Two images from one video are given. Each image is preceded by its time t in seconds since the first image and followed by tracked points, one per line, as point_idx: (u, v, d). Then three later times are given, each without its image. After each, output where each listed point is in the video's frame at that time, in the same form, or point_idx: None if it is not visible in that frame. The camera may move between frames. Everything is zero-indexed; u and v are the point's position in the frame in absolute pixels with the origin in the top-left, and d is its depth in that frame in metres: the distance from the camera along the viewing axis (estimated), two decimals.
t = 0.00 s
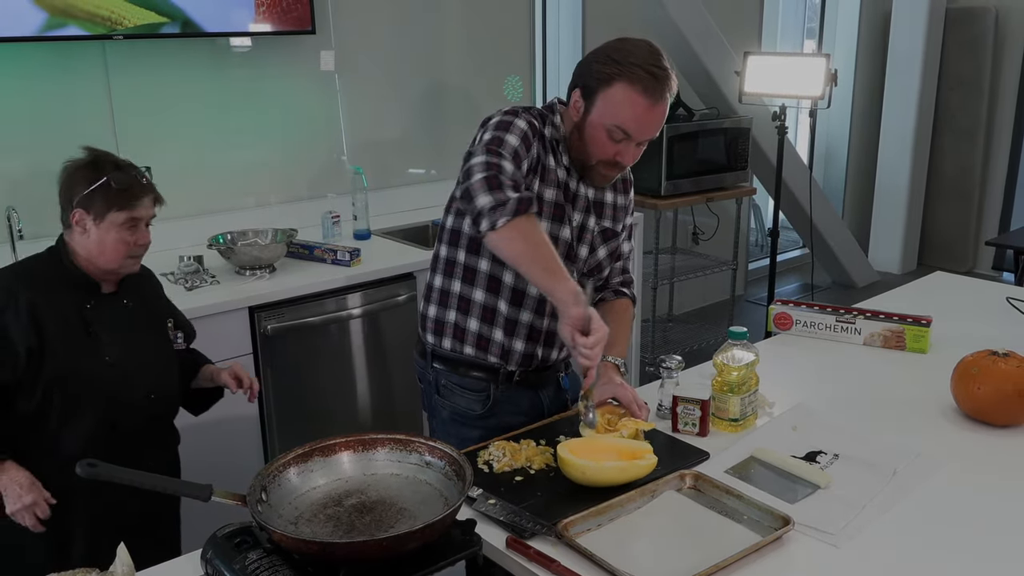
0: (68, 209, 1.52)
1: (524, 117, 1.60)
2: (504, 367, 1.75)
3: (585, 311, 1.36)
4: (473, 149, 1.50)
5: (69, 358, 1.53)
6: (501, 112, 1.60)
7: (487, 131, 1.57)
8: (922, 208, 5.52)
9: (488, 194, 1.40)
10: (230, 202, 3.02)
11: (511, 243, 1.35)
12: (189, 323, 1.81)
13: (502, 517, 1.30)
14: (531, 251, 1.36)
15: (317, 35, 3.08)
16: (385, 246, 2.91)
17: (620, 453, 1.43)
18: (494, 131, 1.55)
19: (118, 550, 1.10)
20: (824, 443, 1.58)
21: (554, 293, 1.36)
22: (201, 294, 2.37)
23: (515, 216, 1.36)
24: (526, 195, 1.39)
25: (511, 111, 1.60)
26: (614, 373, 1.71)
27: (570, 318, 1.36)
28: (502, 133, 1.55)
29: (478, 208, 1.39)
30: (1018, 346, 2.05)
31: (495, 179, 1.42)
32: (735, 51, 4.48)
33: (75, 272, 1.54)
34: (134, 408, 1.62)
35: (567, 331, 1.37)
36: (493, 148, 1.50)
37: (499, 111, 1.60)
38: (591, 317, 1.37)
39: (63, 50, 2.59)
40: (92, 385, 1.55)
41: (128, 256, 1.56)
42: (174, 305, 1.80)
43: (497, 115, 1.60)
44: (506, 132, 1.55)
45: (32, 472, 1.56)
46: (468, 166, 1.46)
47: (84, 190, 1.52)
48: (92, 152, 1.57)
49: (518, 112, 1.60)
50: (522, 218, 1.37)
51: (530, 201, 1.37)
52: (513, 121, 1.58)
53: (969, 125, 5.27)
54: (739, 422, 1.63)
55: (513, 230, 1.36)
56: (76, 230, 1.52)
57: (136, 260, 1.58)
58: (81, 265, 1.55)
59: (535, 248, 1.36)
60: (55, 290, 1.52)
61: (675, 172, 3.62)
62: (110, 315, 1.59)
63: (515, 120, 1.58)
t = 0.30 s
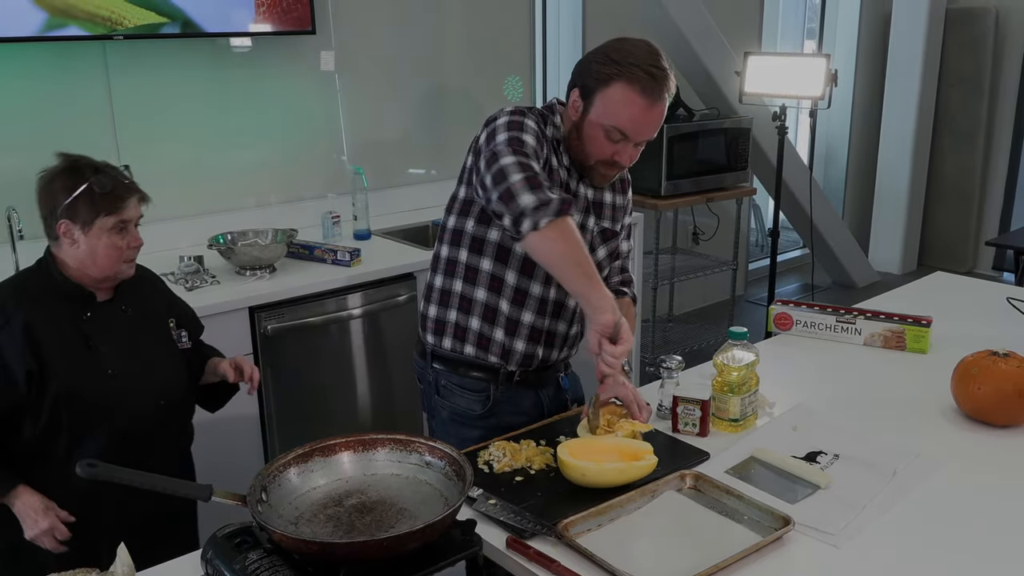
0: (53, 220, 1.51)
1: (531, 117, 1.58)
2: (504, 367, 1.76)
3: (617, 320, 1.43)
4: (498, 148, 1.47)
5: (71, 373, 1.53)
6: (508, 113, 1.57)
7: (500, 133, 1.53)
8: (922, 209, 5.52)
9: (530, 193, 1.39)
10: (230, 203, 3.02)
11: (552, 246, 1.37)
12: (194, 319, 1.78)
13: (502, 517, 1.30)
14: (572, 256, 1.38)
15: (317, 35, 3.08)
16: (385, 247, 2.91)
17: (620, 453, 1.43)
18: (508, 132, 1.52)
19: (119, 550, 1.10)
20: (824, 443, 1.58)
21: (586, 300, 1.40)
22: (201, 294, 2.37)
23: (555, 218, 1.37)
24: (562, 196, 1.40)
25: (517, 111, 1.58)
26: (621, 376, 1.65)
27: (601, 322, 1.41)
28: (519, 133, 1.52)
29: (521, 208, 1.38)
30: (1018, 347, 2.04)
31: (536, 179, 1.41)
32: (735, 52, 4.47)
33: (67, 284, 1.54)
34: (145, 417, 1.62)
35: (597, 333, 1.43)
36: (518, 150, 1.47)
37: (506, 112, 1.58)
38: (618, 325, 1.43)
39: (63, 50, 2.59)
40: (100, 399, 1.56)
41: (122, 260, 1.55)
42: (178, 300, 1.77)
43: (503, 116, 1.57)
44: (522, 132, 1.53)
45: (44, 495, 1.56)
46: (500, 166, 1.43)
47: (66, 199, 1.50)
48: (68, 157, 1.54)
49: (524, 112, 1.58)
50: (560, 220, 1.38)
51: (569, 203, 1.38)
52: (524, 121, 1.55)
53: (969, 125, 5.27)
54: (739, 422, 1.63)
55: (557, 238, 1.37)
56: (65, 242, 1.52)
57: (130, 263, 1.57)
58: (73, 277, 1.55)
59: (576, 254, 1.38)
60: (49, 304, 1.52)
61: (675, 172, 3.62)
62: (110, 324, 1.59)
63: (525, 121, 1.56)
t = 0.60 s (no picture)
0: (25, 233, 1.50)
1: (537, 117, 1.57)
2: (507, 367, 1.76)
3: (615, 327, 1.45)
4: (507, 147, 1.47)
5: (74, 388, 1.51)
6: (514, 114, 1.55)
7: (507, 134, 1.51)
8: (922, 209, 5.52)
9: (539, 193, 1.39)
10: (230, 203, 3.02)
11: (555, 248, 1.38)
12: (193, 316, 1.80)
13: (502, 517, 1.30)
14: (573, 260, 1.39)
15: (317, 35, 3.08)
16: (385, 247, 2.91)
17: (620, 453, 1.43)
18: (515, 132, 1.50)
19: (119, 550, 1.10)
20: (824, 444, 1.58)
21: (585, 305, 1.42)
22: (201, 294, 2.37)
23: (563, 220, 1.39)
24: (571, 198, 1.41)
25: (523, 111, 1.56)
26: (624, 376, 1.63)
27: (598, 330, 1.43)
28: (528, 134, 1.51)
29: (530, 207, 1.38)
30: (1018, 347, 2.04)
31: (545, 179, 1.41)
32: (735, 52, 4.48)
33: (56, 297, 1.52)
34: (151, 426, 1.62)
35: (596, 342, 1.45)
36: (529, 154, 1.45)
37: (512, 112, 1.56)
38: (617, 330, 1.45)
39: (63, 50, 2.59)
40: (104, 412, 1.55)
41: (106, 264, 1.55)
42: (177, 296, 1.78)
43: (509, 117, 1.55)
44: (530, 132, 1.51)
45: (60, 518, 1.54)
46: (509, 165, 1.43)
47: (36, 209, 1.49)
48: (30, 163, 1.51)
49: (530, 113, 1.57)
50: (567, 222, 1.40)
51: (577, 206, 1.40)
52: (530, 122, 1.53)
53: (969, 125, 5.27)
54: (739, 422, 1.63)
55: (562, 239, 1.39)
56: (43, 254, 1.51)
57: (115, 265, 1.57)
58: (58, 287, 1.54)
59: (578, 258, 1.40)
60: (42, 319, 1.50)
61: (675, 172, 3.62)
62: (106, 333, 1.58)
63: (531, 121, 1.54)
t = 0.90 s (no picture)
0: (26, 248, 1.39)
1: (529, 122, 1.59)
2: (510, 368, 1.76)
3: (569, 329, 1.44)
4: (481, 160, 1.49)
5: (88, 412, 1.46)
6: (506, 117, 1.58)
7: (492, 139, 1.54)
8: (922, 209, 5.51)
9: (492, 219, 1.42)
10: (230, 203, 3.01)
11: (508, 270, 1.40)
12: (200, 320, 1.72)
13: (502, 516, 1.30)
14: (527, 281, 1.41)
15: (317, 35, 3.08)
16: (385, 246, 2.91)
17: (620, 453, 1.43)
18: (499, 140, 1.53)
19: (119, 550, 1.10)
20: (824, 443, 1.58)
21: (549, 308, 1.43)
22: (200, 294, 2.37)
23: (513, 245, 1.41)
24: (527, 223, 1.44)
25: (515, 115, 1.58)
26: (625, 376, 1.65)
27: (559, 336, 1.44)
28: (511, 142, 1.53)
29: (480, 233, 1.42)
30: (1018, 347, 2.04)
31: (501, 204, 1.44)
32: (735, 52, 4.48)
33: (62, 314, 1.44)
34: (165, 441, 1.57)
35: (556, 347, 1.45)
36: (499, 160, 1.49)
37: (504, 115, 1.59)
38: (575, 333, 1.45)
39: (63, 50, 2.59)
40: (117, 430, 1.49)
41: (112, 278, 1.45)
42: (184, 303, 1.71)
43: (501, 121, 1.59)
44: (513, 141, 1.53)
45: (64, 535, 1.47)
46: (474, 182, 1.46)
47: (37, 223, 1.38)
48: (29, 174, 1.38)
49: (523, 117, 1.59)
50: (522, 247, 1.42)
51: (530, 232, 1.42)
52: (519, 128, 1.56)
53: (969, 125, 5.26)
54: (739, 422, 1.63)
55: (512, 258, 1.41)
56: (45, 269, 1.41)
57: (120, 277, 1.47)
58: (62, 303, 1.44)
59: (533, 277, 1.42)
60: (49, 340, 1.43)
61: (675, 172, 3.62)
62: (117, 349, 1.51)
63: (520, 127, 1.56)
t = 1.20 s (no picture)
0: (87, 241, 1.29)
1: (510, 132, 1.62)
2: (510, 369, 1.76)
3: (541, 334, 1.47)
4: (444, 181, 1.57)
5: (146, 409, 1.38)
6: (490, 127, 1.62)
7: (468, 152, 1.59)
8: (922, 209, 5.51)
9: (439, 245, 1.53)
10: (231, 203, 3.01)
11: (467, 287, 1.51)
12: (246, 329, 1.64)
13: (502, 516, 1.30)
14: (485, 293, 1.51)
15: (316, 35, 3.08)
16: (385, 247, 2.90)
17: (620, 453, 1.42)
18: (472, 154, 1.57)
19: (119, 549, 1.10)
20: (824, 444, 1.58)
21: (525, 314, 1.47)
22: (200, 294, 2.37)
23: (466, 265, 1.51)
24: (477, 243, 1.52)
25: (498, 125, 1.62)
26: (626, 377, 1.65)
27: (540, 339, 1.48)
28: (480, 157, 1.57)
29: (432, 258, 1.54)
30: (1018, 347, 2.04)
31: (448, 231, 1.52)
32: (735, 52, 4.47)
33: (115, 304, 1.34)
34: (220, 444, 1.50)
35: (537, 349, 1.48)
36: (460, 182, 1.54)
37: (489, 125, 1.63)
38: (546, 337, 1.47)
39: (63, 50, 2.59)
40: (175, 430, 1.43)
41: (167, 281, 1.37)
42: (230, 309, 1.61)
43: (485, 130, 1.62)
44: (483, 156, 1.57)
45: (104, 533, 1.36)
46: (433, 207, 1.55)
47: (102, 216, 1.28)
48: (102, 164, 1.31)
49: (505, 127, 1.62)
50: (475, 266, 1.51)
51: (479, 251, 1.51)
52: (495, 141, 1.59)
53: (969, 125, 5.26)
54: (739, 422, 1.63)
55: (468, 274, 1.51)
56: (103, 262, 1.31)
57: (174, 282, 1.39)
58: (119, 299, 1.34)
59: (490, 291, 1.51)
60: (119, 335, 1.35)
61: (675, 172, 3.62)
62: (173, 350, 1.43)
63: (498, 139, 1.59)
